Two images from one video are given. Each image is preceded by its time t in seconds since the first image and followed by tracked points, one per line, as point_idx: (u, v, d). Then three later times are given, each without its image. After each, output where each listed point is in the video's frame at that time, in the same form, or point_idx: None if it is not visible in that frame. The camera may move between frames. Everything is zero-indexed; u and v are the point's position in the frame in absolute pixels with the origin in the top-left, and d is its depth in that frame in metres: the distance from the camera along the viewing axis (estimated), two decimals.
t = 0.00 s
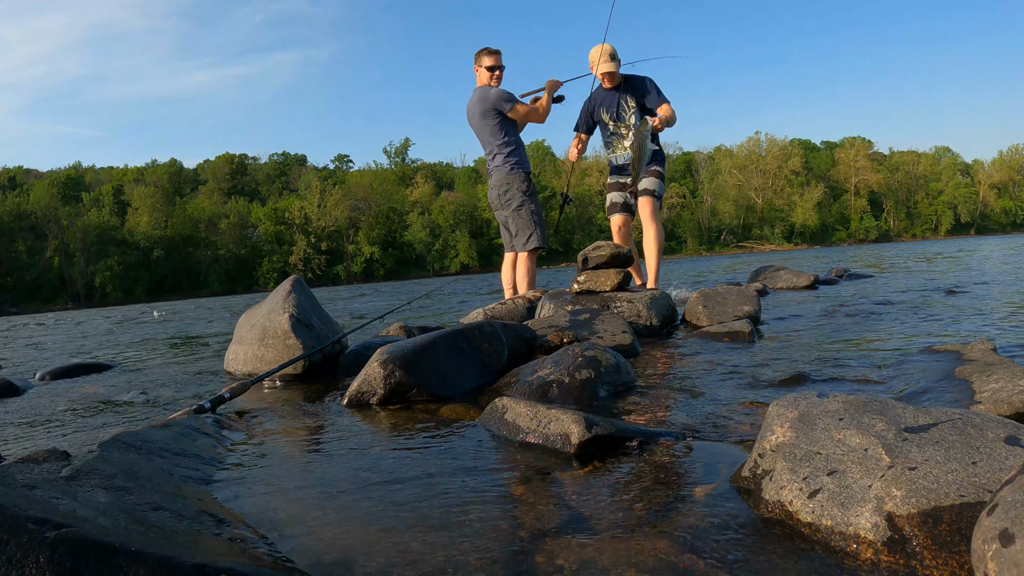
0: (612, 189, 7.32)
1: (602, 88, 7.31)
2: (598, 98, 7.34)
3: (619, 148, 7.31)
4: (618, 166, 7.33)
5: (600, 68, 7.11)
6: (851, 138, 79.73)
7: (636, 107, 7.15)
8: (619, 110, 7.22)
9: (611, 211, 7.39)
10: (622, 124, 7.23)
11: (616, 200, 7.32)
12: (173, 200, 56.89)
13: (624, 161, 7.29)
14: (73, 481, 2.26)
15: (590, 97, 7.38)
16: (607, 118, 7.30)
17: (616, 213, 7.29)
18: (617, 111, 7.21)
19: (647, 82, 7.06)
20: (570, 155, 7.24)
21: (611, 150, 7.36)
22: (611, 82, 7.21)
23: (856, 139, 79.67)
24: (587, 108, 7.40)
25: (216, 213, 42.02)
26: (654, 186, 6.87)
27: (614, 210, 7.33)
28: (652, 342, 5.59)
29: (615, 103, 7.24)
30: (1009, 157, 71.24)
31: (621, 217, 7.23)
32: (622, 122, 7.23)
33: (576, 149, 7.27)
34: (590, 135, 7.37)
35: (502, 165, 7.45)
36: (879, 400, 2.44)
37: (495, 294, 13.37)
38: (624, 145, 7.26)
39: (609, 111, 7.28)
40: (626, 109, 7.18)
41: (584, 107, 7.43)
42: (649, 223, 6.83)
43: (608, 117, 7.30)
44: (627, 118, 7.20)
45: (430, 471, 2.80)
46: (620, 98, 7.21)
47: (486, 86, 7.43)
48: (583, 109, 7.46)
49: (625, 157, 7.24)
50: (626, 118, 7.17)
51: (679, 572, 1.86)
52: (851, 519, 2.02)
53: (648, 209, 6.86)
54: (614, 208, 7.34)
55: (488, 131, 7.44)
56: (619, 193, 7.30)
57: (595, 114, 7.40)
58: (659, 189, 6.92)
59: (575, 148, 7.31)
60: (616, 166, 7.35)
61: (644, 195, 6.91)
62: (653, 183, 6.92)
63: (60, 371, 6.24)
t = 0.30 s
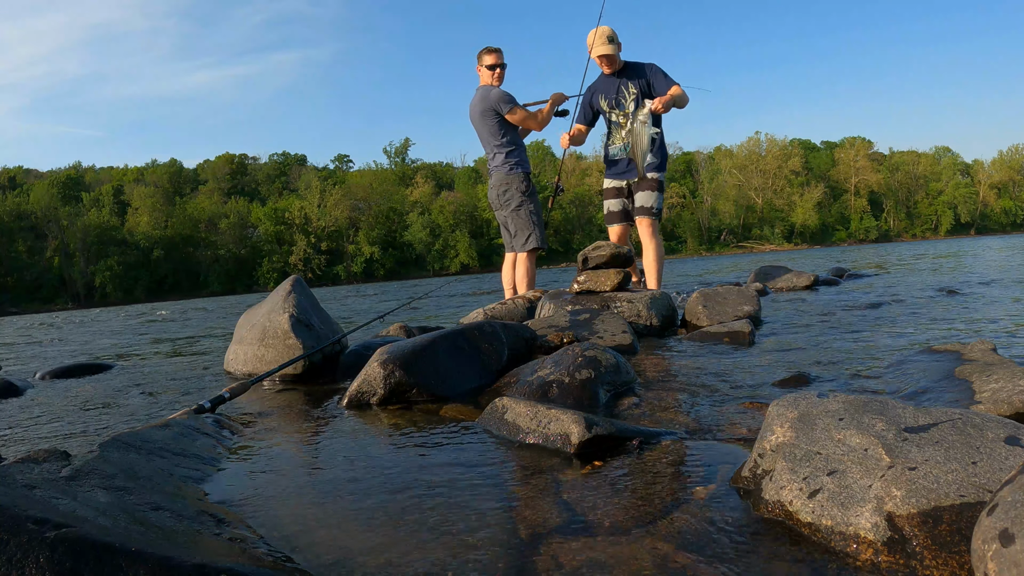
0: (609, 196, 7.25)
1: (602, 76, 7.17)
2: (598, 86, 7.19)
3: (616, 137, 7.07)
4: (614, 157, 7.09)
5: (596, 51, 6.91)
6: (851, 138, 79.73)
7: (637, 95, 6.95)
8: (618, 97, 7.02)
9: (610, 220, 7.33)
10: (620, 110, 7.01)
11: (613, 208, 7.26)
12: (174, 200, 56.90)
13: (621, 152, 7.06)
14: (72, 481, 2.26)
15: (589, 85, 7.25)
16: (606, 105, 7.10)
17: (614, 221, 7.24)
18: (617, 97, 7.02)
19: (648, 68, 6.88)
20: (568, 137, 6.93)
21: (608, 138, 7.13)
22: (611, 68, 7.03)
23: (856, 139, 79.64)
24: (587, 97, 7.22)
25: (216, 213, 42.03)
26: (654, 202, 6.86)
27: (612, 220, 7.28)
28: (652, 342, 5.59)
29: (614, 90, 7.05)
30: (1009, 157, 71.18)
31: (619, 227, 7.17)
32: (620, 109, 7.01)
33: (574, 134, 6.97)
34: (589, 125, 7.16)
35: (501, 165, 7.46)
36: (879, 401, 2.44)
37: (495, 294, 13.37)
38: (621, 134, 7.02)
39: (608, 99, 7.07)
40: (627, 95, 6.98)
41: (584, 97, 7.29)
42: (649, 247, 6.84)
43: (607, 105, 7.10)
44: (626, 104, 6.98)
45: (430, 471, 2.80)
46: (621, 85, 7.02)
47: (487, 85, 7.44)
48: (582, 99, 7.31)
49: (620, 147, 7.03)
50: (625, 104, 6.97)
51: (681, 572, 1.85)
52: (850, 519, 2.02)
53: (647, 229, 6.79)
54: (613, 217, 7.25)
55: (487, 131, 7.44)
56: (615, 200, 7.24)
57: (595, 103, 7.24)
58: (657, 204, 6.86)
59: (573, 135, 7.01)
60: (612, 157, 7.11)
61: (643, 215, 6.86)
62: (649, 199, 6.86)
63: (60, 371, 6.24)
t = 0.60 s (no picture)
0: (609, 163, 6.77)
1: (594, 62, 6.85)
2: (591, 73, 6.86)
3: (616, 126, 6.80)
4: (616, 146, 6.84)
5: (587, 33, 6.62)
6: (851, 138, 79.81)
7: (633, 79, 6.65)
8: (614, 83, 6.71)
9: (604, 182, 6.76)
10: (618, 97, 6.70)
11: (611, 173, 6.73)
12: (174, 201, 56.93)
13: (622, 141, 6.81)
14: (72, 481, 2.25)
15: (580, 73, 6.90)
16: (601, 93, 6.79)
17: (612, 185, 6.66)
18: (612, 83, 6.71)
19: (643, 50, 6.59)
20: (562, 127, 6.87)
21: (608, 127, 6.86)
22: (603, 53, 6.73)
23: (856, 139, 79.75)
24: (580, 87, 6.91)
25: (216, 213, 42.05)
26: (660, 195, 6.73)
27: (608, 181, 6.72)
28: (652, 342, 5.58)
29: (608, 76, 6.74)
30: (1009, 157, 71.26)
31: (618, 194, 6.64)
32: (618, 96, 6.70)
33: (566, 124, 6.94)
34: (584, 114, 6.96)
35: (503, 164, 7.47)
36: (879, 401, 2.44)
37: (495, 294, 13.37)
38: (622, 121, 6.75)
39: (604, 86, 6.75)
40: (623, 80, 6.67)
41: (576, 85, 6.94)
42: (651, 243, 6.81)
43: (602, 93, 6.79)
44: (624, 90, 6.67)
45: (429, 471, 2.81)
46: (615, 69, 6.70)
47: (490, 85, 7.45)
48: (574, 87, 6.97)
49: (622, 135, 6.77)
50: (622, 90, 6.67)
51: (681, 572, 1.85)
52: (850, 519, 2.02)
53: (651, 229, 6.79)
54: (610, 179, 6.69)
55: (490, 130, 7.45)
56: (615, 166, 6.77)
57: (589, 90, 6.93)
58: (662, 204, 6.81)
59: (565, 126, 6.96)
60: (614, 146, 6.85)
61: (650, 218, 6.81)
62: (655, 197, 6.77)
63: (60, 371, 6.24)
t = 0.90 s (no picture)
0: (607, 169, 6.64)
1: (579, 50, 6.79)
2: (577, 60, 6.79)
3: (608, 113, 6.70)
4: (610, 135, 6.72)
5: (576, 18, 6.58)
6: (851, 139, 79.88)
7: (624, 62, 6.57)
8: (602, 69, 6.65)
9: (604, 193, 6.71)
10: (607, 83, 6.64)
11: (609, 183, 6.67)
12: (174, 201, 56.95)
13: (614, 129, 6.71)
14: (72, 481, 2.25)
15: (565, 61, 6.84)
16: (590, 79, 6.72)
17: (611, 198, 6.66)
18: (601, 69, 6.64)
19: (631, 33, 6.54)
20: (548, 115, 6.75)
21: (598, 116, 6.74)
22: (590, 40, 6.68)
23: (856, 139, 79.79)
24: (565, 77, 6.87)
25: (216, 214, 42.07)
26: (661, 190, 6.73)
27: (607, 195, 6.69)
28: (652, 342, 5.58)
29: (596, 61, 6.68)
30: (1009, 157, 71.26)
31: (618, 207, 6.69)
32: (607, 81, 6.64)
33: (554, 111, 6.79)
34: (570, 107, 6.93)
35: (505, 164, 7.47)
36: (880, 401, 2.44)
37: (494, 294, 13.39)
38: (615, 108, 6.67)
39: (592, 72, 6.69)
40: (613, 65, 6.60)
41: (560, 74, 6.88)
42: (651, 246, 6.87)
43: (590, 79, 6.72)
44: (614, 74, 6.61)
45: (428, 470, 2.80)
46: (604, 54, 6.64)
47: (491, 84, 7.47)
48: (559, 78, 6.91)
49: (617, 123, 6.67)
50: (612, 75, 6.61)
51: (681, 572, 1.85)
52: (850, 519, 2.02)
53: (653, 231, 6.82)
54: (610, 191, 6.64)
55: (492, 130, 7.45)
56: (613, 174, 6.67)
57: (575, 80, 6.85)
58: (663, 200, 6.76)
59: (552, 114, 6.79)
60: (607, 136, 6.74)
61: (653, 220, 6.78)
62: (656, 194, 6.72)
63: (60, 370, 6.24)
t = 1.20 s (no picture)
0: (603, 171, 6.77)
1: (573, 30, 6.74)
2: (571, 41, 6.74)
3: (604, 98, 6.64)
4: (606, 122, 6.68)
5: None
6: (851, 139, 79.96)
7: (619, 44, 6.52)
8: (598, 51, 6.60)
9: (604, 197, 6.81)
10: (603, 66, 6.60)
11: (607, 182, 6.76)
12: (174, 201, 56.99)
13: (611, 115, 6.64)
14: (72, 481, 2.25)
15: (558, 42, 6.81)
16: (584, 61, 6.68)
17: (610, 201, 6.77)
18: (596, 51, 6.60)
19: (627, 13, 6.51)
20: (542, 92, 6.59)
21: (594, 100, 6.70)
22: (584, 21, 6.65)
23: (856, 140, 79.86)
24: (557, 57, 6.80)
25: (216, 214, 42.10)
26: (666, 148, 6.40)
27: (606, 197, 6.79)
28: (652, 342, 5.57)
29: (591, 43, 6.63)
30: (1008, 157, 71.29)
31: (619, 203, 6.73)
32: (602, 63, 6.60)
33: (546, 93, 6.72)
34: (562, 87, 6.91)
35: (506, 164, 7.50)
36: (879, 401, 2.44)
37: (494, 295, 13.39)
38: (610, 92, 6.60)
39: (587, 54, 6.64)
40: (608, 46, 6.56)
41: (553, 55, 6.82)
42: (663, 199, 6.37)
43: (584, 61, 6.68)
44: (609, 56, 6.56)
45: (429, 471, 2.80)
46: (599, 36, 6.59)
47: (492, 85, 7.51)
48: (551, 58, 6.83)
49: (613, 108, 6.61)
50: (606, 57, 6.57)
51: (680, 571, 1.85)
52: (851, 519, 2.02)
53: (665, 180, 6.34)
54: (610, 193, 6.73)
55: (494, 130, 7.48)
56: (609, 175, 6.74)
57: (568, 60, 6.80)
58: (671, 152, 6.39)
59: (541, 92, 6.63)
60: (604, 123, 6.69)
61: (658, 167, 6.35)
62: (661, 148, 6.37)
63: (59, 370, 6.24)
